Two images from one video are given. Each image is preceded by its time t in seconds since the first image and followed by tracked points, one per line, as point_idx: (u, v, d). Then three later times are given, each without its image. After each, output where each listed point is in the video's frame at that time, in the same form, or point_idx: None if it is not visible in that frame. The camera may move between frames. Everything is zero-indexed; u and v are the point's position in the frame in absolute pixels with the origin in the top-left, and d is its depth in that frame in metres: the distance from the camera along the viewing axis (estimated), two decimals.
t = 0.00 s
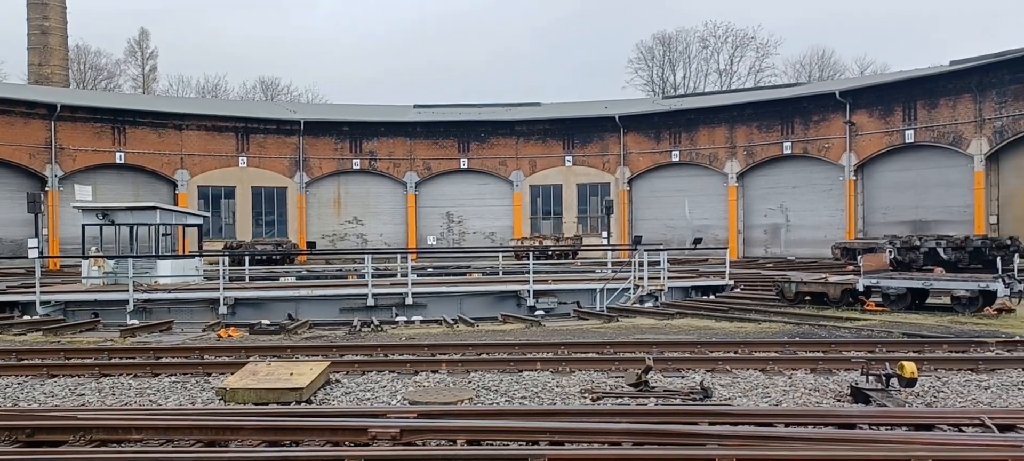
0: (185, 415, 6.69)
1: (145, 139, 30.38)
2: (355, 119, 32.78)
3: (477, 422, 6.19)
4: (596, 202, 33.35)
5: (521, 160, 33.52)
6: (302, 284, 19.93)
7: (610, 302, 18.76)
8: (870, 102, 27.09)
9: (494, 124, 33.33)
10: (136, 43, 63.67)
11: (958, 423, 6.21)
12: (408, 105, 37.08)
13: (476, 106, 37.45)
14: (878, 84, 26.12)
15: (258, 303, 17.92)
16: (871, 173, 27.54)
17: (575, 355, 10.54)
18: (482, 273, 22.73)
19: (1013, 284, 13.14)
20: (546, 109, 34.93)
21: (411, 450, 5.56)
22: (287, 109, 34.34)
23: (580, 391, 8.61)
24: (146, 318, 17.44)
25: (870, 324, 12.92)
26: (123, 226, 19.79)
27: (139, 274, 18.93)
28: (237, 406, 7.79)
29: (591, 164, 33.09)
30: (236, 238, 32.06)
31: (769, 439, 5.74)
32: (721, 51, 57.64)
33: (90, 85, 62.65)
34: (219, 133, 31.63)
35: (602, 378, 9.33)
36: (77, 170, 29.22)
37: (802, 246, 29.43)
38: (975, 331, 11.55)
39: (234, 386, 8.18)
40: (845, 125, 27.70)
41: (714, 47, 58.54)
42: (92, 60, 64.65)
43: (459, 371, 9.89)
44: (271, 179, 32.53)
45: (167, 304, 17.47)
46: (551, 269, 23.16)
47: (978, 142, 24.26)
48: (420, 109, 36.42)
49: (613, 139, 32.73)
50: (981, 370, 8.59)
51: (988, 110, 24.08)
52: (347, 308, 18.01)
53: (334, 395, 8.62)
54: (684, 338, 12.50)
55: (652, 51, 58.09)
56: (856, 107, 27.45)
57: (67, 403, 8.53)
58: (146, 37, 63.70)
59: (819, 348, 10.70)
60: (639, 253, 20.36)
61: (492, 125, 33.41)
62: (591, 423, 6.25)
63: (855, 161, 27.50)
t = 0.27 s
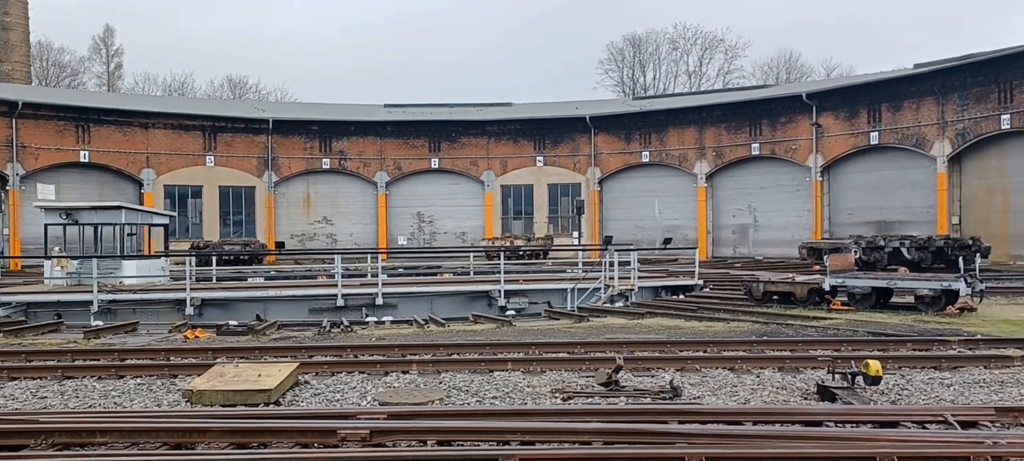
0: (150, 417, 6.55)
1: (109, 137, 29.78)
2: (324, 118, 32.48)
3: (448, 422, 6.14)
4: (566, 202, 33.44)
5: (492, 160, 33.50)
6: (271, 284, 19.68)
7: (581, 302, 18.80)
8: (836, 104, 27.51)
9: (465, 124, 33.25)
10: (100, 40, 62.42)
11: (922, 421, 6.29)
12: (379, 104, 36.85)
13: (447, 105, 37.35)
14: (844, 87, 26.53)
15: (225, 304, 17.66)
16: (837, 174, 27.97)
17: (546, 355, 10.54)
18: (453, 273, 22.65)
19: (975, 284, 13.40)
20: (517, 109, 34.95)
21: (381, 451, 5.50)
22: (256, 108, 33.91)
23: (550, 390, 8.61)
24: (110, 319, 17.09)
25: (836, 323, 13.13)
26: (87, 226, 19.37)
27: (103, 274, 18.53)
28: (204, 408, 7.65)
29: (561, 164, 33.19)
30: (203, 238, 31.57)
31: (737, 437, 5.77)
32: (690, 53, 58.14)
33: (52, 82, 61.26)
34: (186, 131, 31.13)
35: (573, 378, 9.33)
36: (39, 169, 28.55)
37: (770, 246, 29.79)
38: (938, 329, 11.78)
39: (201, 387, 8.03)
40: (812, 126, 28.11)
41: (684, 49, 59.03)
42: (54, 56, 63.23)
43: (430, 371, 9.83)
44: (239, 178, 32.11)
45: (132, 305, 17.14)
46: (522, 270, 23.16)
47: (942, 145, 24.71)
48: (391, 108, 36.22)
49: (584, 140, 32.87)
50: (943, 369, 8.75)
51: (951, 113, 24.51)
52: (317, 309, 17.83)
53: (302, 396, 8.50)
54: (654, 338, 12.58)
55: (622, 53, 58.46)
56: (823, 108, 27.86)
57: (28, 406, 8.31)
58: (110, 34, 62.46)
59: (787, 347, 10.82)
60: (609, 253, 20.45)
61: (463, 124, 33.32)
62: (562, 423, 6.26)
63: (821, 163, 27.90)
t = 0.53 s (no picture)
0: (116, 420, 6.41)
1: (75, 135, 29.19)
2: (295, 117, 32.16)
3: (420, 423, 6.09)
4: (539, 202, 33.48)
5: (465, 160, 33.44)
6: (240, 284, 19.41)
7: (554, 302, 18.82)
8: (805, 106, 27.86)
9: (437, 123, 33.14)
10: (66, 37, 61.18)
11: (889, 418, 6.37)
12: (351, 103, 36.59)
13: (420, 105, 37.20)
14: (813, 89, 26.87)
15: (194, 304, 17.39)
16: (806, 175, 28.34)
17: (519, 356, 10.52)
18: (425, 273, 22.56)
19: (940, 283, 13.64)
20: (490, 109, 34.92)
21: (353, 453, 5.43)
22: (226, 106, 33.47)
23: (523, 390, 8.59)
24: (76, 321, 16.74)
25: (805, 322, 13.30)
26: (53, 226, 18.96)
27: (68, 274, 18.15)
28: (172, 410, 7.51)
29: (534, 164, 33.22)
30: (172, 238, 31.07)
31: (708, 436, 5.79)
32: (662, 55, 58.56)
33: (16, 79, 59.88)
34: (154, 130, 30.62)
35: (546, 378, 9.32)
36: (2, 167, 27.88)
37: (741, 246, 30.08)
38: (904, 328, 11.97)
39: (170, 389, 7.89)
40: (782, 128, 28.44)
41: (656, 51, 59.43)
42: (18, 53, 61.81)
43: (402, 372, 9.76)
44: (209, 177, 31.66)
45: (99, 306, 16.81)
46: (495, 270, 23.14)
47: (908, 146, 25.11)
48: (363, 108, 35.98)
49: (557, 140, 32.93)
50: (910, 367, 8.89)
51: (917, 115, 24.91)
52: (288, 309, 17.62)
53: (273, 398, 8.38)
54: (626, 337, 12.63)
55: (595, 53, 58.72)
56: (792, 110, 28.20)
57: None
58: (77, 31, 61.24)
59: (757, 346, 10.92)
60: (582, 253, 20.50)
61: (436, 124, 33.21)
62: (534, 423, 6.24)
63: (790, 164, 28.26)
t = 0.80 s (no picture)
0: (82, 422, 6.27)
1: (41, 133, 28.57)
2: (267, 115, 31.81)
3: (393, 424, 6.03)
4: (513, 202, 33.48)
5: (439, 160, 33.32)
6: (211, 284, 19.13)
7: (528, 302, 18.80)
8: (776, 107, 28.19)
9: (411, 123, 32.98)
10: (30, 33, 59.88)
11: (858, 416, 6.44)
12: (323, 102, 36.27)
13: (393, 104, 37.00)
14: (784, 90, 27.18)
15: (164, 305, 17.11)
16: (777, 176, 28.67)
17: (492, 355, 10.48)
18: (398, 273, 22.43)
19: (908, 283, 13.85)
20: (464, 109, 34.84)
21: (326, 455, 5.35)
22: (196, 104, 32.97)
23: (496, 390, 8.56)
24: (42, 322, 16.39)
25: (776, 321, 13.44)
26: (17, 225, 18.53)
27: (34, 275, 17.75)
28: (140, 412, 7.36)
29: (508, 164, 33.22)
30: (140, 238, 30.55)
31: (680, 435, 5.80)
32: (635, 56, 58.88)
33: None
34: (122, 128, 30.07)
35: (520, 377, 9.30)
36: None
37: (713, 246, 30.32)
38: (872, 327, 12.15)
39: (138, 391, 7.74)
40: (753, 129, 28.74)
41: (629, 51, 59.71)
42: None
43: (375, 373, 9.68)
44: (178, 176, 31.18)
45: (65, 306, 16.46)
46: (468, 270, 23.07)
47: (876, 148, 25.51)
48: (335, 107, 35.70)
49: (530, 140, 32.96)
50: (878, 365, 9.02)
51: (885, 117, 25.31)
52: (259, 310, 17.40)
53: (243, 399, 8.25)
54: (599, 337, 12.65)
55: (568, 54, 58.88)
56: (763, 112, 28.51)
57: None
58: (42, 27, 59.93)
59: (729, 345, 11.01)
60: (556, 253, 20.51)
61: (409, 123, 33.05)
62: (508, 423, 6.22)
63: (762, 165, 28.57)
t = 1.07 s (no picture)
0: (45, 426, 6.12)
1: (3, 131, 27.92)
2: (236, 114, 31.42)
3: (365, 425, 5.97)
4: (486, 202, 33.44)
5: (411, 160, 33.16)
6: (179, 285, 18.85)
7: (500, 302, 18.78)
8: (746, 109, 28.49)
9: (382, 122, 32.79)
10: None
11: (825, 414, 6.52)
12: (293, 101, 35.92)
13: (364, 103, 36.77)
14: (754, 92, 27.48)
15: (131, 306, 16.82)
16: (748, 177, 28.99)
17: (464, 356, 10.44)
18: (370, 273, 22.28)
19: (875, 282, 14.05)
20: (436, 109, 34.73)
21: (296, 457, 5.29)
22: (163, 102, 32.44)
23: (469, 391, 8.53)
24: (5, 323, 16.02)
25: (746, 321, 13.58)
26: None
27: None
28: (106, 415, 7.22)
29: (481, 164, 33.17)
30: (106, 238, 30.00)
31: (651, 434, 5.83)
32: (608, 57, 59.12)
33: None
34: (87, 126, 29.49)
35: (492, 378, 9.28)
36: None
37: (684, 246, 30.56)
38: (840, 326, 12.33)
39: (104, 393, 7.58)
40: (724, 130, 29.02)
41: (601, 52, 59.92)
42: None
43: (346, 374, 9.60)
44: (145, 175, 30.65)
45: (29, 308, 16.11)
46: (441, 270, 22.99)
47: (844, 149, 25.88)
48: (306, 105, 35.37)
49: (503, 140, 32.94)
50: (845, 364, 9.16)
51: (853, 119, 25.69)
52: (228, 311, 17.16)
53: (213, 401, 8.12)
54: (571, 337, 12.68)
55: (541, 54, 58.98)
56: (733, 113, 28.80)
57: None
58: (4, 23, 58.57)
59: (699, 344, 11.10)
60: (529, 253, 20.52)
61: (381, 123, 32.86)
62: (480, 423, 6.19)
63: (732, 166, 28.85)
